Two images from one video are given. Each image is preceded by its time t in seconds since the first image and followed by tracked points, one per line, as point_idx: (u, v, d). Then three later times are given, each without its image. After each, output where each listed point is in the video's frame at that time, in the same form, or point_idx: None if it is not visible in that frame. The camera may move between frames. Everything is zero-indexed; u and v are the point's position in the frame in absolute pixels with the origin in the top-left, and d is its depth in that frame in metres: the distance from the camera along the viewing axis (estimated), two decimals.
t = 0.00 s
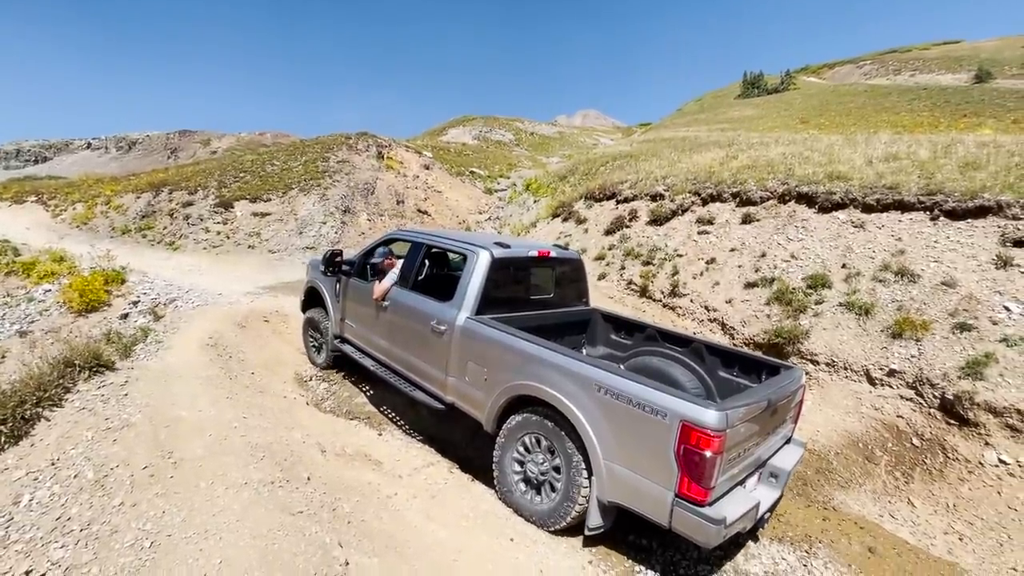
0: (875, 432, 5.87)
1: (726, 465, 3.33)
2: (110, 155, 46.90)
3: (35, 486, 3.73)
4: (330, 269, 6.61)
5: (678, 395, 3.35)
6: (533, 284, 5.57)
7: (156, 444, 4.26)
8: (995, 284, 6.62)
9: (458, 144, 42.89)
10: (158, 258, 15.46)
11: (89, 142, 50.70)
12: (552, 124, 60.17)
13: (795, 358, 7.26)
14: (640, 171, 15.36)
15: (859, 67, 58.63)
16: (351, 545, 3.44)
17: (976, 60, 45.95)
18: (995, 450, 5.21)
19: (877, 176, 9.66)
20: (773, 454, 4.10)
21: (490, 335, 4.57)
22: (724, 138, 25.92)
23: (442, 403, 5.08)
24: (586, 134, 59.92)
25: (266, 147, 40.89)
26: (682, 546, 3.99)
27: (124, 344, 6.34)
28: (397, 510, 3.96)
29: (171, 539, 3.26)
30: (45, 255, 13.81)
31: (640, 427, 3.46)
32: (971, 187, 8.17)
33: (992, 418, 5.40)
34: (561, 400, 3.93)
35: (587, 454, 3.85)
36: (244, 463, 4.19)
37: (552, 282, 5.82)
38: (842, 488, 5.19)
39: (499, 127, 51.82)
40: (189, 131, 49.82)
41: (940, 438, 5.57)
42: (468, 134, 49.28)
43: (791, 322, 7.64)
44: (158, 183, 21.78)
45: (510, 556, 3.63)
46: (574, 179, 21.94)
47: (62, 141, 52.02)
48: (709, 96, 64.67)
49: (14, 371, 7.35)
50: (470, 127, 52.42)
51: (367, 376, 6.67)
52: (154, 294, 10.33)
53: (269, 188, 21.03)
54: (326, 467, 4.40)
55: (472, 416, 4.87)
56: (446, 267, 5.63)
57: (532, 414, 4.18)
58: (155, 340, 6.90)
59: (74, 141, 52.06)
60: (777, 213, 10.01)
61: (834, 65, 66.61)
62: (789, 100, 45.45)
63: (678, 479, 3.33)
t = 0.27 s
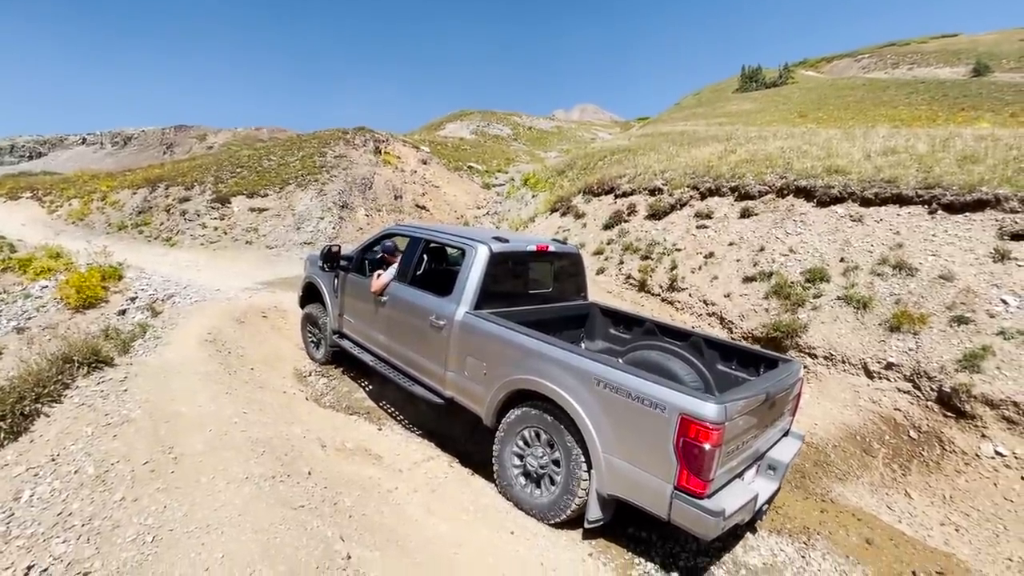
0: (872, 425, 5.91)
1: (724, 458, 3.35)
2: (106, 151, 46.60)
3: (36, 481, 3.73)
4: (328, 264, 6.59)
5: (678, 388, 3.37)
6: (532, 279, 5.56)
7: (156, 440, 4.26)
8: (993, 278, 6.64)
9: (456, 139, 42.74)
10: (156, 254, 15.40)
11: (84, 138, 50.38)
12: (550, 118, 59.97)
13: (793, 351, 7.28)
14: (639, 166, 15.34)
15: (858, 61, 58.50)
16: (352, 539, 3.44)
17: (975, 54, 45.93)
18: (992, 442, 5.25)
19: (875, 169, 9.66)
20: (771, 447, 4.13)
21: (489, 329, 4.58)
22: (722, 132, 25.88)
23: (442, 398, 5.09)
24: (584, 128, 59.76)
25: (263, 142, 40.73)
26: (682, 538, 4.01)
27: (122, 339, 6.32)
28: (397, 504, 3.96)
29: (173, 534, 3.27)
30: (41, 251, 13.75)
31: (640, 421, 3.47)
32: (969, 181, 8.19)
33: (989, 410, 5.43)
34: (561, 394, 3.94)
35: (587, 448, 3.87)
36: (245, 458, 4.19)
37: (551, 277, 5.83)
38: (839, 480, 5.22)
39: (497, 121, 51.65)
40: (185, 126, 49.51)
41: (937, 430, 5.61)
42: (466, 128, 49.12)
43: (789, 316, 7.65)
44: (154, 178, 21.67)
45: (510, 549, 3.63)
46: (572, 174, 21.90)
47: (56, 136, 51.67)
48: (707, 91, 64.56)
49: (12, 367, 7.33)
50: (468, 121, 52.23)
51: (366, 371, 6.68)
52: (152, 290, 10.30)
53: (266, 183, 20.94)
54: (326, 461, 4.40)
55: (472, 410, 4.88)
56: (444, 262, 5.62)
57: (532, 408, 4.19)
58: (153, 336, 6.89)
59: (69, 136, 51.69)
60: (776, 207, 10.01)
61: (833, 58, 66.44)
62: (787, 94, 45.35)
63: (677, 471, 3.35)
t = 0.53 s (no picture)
0: (870, 416, 5.93)
1: (725, 449, 3.36)
2: (98, 144, 46.15)
3: (32, 477, 3.70)
4: (325, 257, 6.55)
5: (678, 380, 3.36)
6: (531, 271, 5.54)
7: (153, 434, 4.23)
8: (990, 269, 6.65)
9: (452, 131, 42.52)
10: (151, 248, 15.29)
11: (76, 131, 49.88)
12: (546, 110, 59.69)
13: (791, 343, 7.29)
14: (636, 158, 15.29)
15: (855, 53, 58.39)
16: (353, 532, 3.42)
17: (971, 45, 45.90)
18: (989, 432, 5.28)
19: (873, 161, 9.65)
20: (771, 438, 4.15)
21: (489, 322, 4.57)
22: (720, 124, 25.81)
23: (441, 391, 5.08)
24: (581, 121, 59.56)
25: (257, 135, 40.42)
26: (682, 529, 4.02)
27: (117, 334, 6.27)
28: (398, 497, 3.93)
29: (172, 529, 3.25)
30: (34, 246, 13.62)
31: (640, 413, 3.47)
32: (967, 172, 8.19)
33: (986, 400, 5.46)
34: (561, 386, 3.94)
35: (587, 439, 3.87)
36: (243, 452, 4.16)
37: (550, 269, 5.81)
38: (838, 470, 5.25)
39: (493, 114, 51.41)
40: (178, 119, 49.06)
41: (934, 421, 5.63)
42: (462, 121, 48.87)
43: (788, 308, 7.65)
44: (148, 172, 21.48)
45: (511, 540, 3.61)
46: (570, 166, 21.84)
47: (48, 130, 51.12)
48: (703, 83, 64.39)
49: (6, 362, 7.27)
50: (464, 114, 51.95)
51: (365, 365, 6.66)
52: (147, 284, 10.23)
53: (261, 176, 20.79)
54: (326, 455, 4.37)
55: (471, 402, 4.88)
56: (443, 255, 5.59)
57: (532, 400, 4.19)
58: (149, 330, 6.84)
59: (60, 130, 51.13)
60: (774, 199, 9.99)
61: (830, 50, 66.25)
62: (784, 86, 45.26)
63: (678, 463, 3.35)
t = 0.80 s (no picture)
0: (868, 404, 5.94)
1: (728, 439, 3.34)
2: (87, 136, 45.50)
3: (22, 473, 3.62)
4: (320, 249, 6.46)
5: (680, 370, 3.33)
6: (529, 261, 5.48)
7: (147, 428, 4.15)
8: (987, 257, 6.66)
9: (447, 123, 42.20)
10: (142, 241, 15.10)
11: (64, 123, 49.11)
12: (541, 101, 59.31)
13: (789, 332, 7.28)
14: (632, 149, 15.21)
15: (849, 43, 58.31)
16: (352, 525, 3.36)
17: (965, 36, 45.95)
18: (986, 420, 5.30)
19: (870, 150, 9.62)
20: (772, 427, 4.13)
21: (487, 313, 4.51)
22: (715, 115, 25.72)
23: (440, 382, 5.03)
24: (576, 112, 59.28)
25: (249, 127, 39.97)
26: (683, 519, 4.01)
27: (109, 327, 6.17)
28: (397, 489, 3.86)
29: (167, 523, 3.19)
30: (23, 239, 13.40)
31: (642, 403, 3.44)
32: (965, 161, 8.17)
33: (983, 388, 5.48)
34: (561, 377, 3.90)
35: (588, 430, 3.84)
36: (239, 446, 4.09)
37: (548, 260, 5.75)
38: (836, 459, 5.26)
39: (488, 105, 51.06)
40: (168, 111, 48.40)
41: (931, 409, 5.65)
42: (456, 112, 48.51)
43: (785, 298, 7.64)
44: (138, 164, 21.19)
45: (513, 532, 3.57)
46: (565, 157, 21.72)
47: (35, 121, 50.31)
48: (698, 74, 64.20)
49: None
50: (459, 105, 51.56)
51: (361, 357, 6.60)
52: (139, 277, 10.09)
53: (254, 168, 20.55)
54: (323, 447, 4.30)
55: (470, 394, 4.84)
56: (439, 246, 5.52)
57: (532, 391, 4.15)
58: (141, 323, 6.74)
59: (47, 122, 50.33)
60: (771, 189, 9.96)
61: (825, 41, 66.11)
62: (779, 77, 45.17)
63: (681, 453, 3.33)
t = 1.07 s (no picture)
0: (867, 394, 5.92)
1: (732, 430, 3.27)
2: (72, 127, 44.66)
3: (2, 472, 3.50)
4: (312, 239, 6.32)
5: (684, 359, 3.26)
6: (526, 251, 5.37)
7: (134, 424, 4.00)
8: (986, 246, 6.63)
9: (439, 113, 41.81)
10: (130, 233, 14.83)
11: (48, 113, 48.16)
12: (534, 92, 58.87)
13: (787, 322, 7.24)
14: (628, 138, 15.09)
15: (843, 33, 58.21)
16: (349, 523, 3.24)
17: (958, 26, 46.01)
18: (984, 408, 5.29)
19: (868, 138, 9.56)
20: (773, 417, 4.08)
21: (485, 303, 4.41)
22: (710, 105, 25.60)
23: (436, 374, 4.94)
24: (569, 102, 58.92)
25: (238, 117, 39.42)
26: (684, 510, 3.95)
27: (95, 321, 6.02)
28: (394, 484, 3.74)
29: (154, 524, 3.08)
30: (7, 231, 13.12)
31: (645, 394, 3.37)
32: (963, 149, 8.13)
33: (982, 376, 5.47)
34: (561, 368, 3.82)
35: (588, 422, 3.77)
36: (231, 441, 3.93)
37: (546, 249, 5.65)
38: (835, 448, 5.24)
39: (481, 96, 50.60)
40: (156, 101, 47.59)
41: (930, 398, 5.63)
42: (449, 102, 48.06)
43: (783, 287, 7.59)
44: (125, 155, 20.80)
45: (513, 526, 3.49)
46: (560, 148, 21.56)
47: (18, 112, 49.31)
48: (692, 64, 63.96)
49: None
50: (451, 95, 51.07)
51: (356, 349, 6.50)
52: (127, 270, 9.89)
53: (244, 159, 20.24)
54: (318, 442, 4.15)
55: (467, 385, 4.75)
56: (435, 236, 5.40)
57: (530, 383, 4.07)
58: (129, 316, 6.60)
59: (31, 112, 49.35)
60: (768, 178, 9.89)
61: (818, 31, 66.01)
62: (772, 67, 45.07)
63: (684, 445, 3.27)
